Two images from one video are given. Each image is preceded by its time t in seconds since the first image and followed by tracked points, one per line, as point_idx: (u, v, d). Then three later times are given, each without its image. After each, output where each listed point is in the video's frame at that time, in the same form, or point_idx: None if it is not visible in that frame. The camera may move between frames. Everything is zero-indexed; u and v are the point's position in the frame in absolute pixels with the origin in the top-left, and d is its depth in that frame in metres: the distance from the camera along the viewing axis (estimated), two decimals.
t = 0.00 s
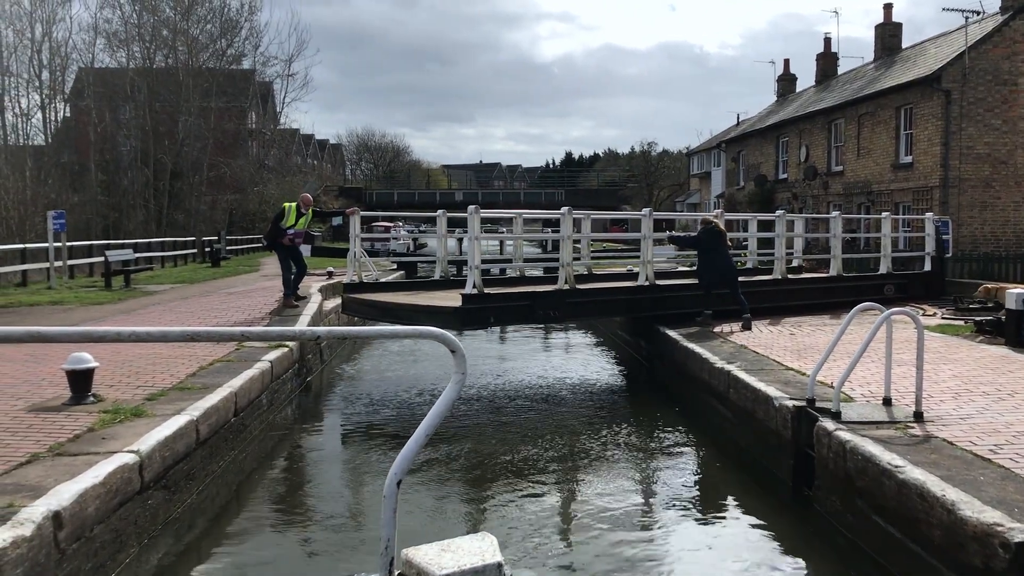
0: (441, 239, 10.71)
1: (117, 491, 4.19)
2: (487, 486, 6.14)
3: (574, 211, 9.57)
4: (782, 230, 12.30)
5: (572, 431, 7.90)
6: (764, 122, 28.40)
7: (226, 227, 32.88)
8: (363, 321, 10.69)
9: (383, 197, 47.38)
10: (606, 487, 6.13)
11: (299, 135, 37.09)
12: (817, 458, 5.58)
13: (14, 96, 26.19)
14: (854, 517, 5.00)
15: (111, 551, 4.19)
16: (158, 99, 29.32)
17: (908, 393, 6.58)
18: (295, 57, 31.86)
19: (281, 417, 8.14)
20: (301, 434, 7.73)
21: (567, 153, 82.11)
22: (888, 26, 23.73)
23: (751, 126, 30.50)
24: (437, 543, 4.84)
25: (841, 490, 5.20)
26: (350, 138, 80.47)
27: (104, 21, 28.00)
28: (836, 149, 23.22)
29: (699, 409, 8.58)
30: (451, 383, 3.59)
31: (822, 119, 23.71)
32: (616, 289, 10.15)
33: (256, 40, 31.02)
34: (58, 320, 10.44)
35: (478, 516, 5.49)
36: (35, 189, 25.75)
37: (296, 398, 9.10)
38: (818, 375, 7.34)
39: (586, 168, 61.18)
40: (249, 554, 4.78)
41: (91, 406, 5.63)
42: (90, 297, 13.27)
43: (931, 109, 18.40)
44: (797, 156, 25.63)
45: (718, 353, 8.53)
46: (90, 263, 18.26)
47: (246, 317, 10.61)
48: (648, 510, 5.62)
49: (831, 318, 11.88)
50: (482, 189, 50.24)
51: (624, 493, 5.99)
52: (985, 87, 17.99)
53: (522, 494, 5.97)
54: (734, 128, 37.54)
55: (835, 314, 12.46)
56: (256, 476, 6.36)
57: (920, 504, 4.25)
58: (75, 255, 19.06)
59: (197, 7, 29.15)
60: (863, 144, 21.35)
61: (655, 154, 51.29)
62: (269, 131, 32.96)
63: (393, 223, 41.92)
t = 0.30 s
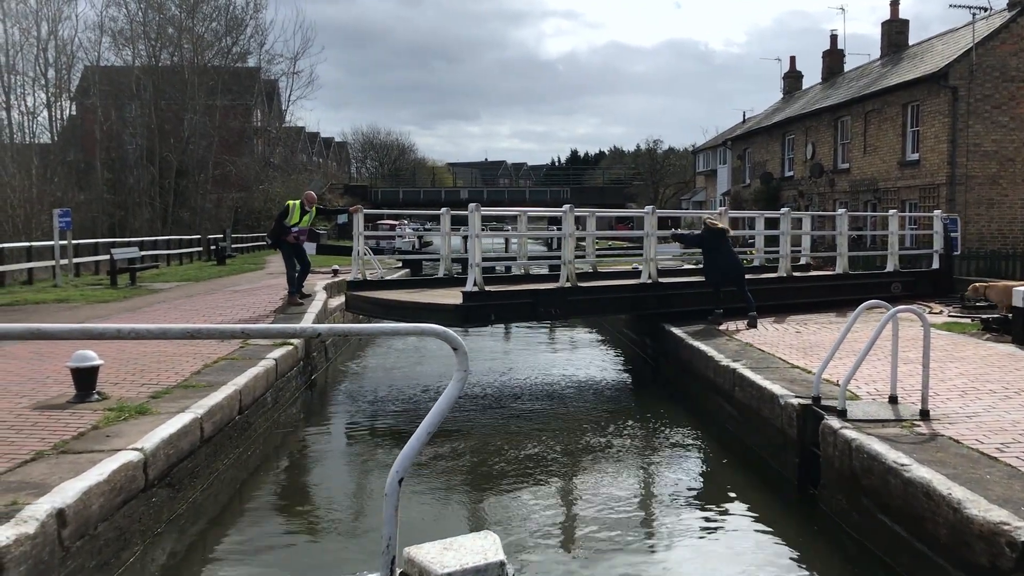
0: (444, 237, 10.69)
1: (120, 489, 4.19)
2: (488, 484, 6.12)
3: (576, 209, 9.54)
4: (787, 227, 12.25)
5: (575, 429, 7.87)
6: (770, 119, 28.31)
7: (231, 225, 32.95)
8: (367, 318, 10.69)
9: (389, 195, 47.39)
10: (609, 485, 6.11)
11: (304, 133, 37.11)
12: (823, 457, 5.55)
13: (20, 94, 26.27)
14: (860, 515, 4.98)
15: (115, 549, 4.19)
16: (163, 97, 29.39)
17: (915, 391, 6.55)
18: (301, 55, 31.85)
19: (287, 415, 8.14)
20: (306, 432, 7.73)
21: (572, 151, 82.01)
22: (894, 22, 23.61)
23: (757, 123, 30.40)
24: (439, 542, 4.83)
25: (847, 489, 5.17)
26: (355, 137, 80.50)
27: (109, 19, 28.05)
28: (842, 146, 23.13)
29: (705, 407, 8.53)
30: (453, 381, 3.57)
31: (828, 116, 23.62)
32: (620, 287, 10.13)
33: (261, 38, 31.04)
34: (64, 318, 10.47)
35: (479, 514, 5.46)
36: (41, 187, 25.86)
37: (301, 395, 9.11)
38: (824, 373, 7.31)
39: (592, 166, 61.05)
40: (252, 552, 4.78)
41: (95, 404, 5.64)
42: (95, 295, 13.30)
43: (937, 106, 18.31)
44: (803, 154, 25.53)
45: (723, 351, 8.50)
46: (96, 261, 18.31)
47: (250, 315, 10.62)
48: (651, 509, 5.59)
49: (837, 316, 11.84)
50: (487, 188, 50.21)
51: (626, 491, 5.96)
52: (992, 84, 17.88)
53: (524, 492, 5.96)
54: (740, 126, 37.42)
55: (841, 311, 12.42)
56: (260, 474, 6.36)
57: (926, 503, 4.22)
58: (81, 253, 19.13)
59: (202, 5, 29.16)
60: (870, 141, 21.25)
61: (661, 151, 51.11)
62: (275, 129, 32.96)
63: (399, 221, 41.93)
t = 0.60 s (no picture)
0: (446, 234, 10.67)
1: (123, 485, 4.19)
2: (489, 481, 6.12)
3: (576, 205, 9.52)
4: (790, 224, 12.22)
5: (577, 426, 7.85)
6: (775, 116, 28.25)
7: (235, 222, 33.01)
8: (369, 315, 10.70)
9: (393, 191, 47.42)
10: (610, 482, 6.11)
11: (308, 130, 37.11)
12: (827, 455, 5.53)
13: (25, 91, 26.31)
14: (864, 513, 4.95)
15: (118, 546, 4.19)
16: (168, 94, 29.41)
17: (919, 388, 6.52)
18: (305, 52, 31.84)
19: (290, 411, 8.15)
20: (309, 428, 7.73)
21: (576, 147, 81.88)
22: (899, 19, 23.52)
23: (761, 120, 30.34)
24: (440, 539, 4.83)
25: (850, 487, 5.15)
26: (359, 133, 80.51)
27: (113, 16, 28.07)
28: (847, 143, 23.06)
29: (707, 404, 8.51)
30: (454, 378, 3.55)
31: (833, 113, 23.55)
32: (621, 283, 10.11)
33: (265, 34, 31.03)
34: (67, 314, 10.49)
35: (479, 511, 5.47)
36: (45, 184, 25.92)
37: (305, 392, 9.11)
38: (828, 370, 7.28)
39: (596, 164, 61.03)
40: (255, 549, 4.79)
41: (98, 400, 5.65)
42: (99, 292, 13.31)
43: (942, 102, 18.23)
44: (807, 151, 25.46)
45: (727, 348, 8.49)
46: (100, 258, 18.33)
47: (253, 311, 10.63)
48: (653, 506, 5.58)
49: (841, 313, 11.81)
50: (491, 184, 50.19)
51: (627, 489, 5.95)
52: (997, 81, 17.80)
53: (524, 489, 5.96)
54: (744, 123, 37.34)
55: (845, 309, 12.38)
56: (263, 471, 6.37)
57: (930, 500, 4.20)
58: (86, 249, 19.17)
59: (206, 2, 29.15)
60: (874, 138, 21.18)
61: (665, 148, 50.90)
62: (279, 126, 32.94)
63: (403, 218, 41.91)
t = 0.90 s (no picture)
0: (448, 231, 10.65)
1: (125, 482, 4.20)
2: (488, 478, 6.10)
3: (575, 202, 9.50)
4: (793, 221, 12.20)
5: (579, 423, 7.84)
6: (779, 113, 28.18)
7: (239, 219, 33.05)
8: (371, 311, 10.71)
9: (396, 188, 47.44)
10: (611, 479, 6.09)
11: (312, 127, 37.11)
12: (829, 452, 5.52)
13: (29, 87, 26.32)
14: (867, 511, 4.94)
15: (119, 542, 4.19)
16: (171, 91, 29.41)
17: (922, 385, 6.51)
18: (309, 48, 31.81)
19: (293, 407, 8.15)
20: (311, 425, 7.73)
21: (580, 144, 81.83)
22: (904, 15, 23.43)
23: (765, 116, 30.27)
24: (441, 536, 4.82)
25: (853, 484, 5.13)
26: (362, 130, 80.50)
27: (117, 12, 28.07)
28: (851, 140, 23.00)
29: (710, 401, 8.49)
30: (454, 376, 3.52)
31: (837, 110, 23.49)
32: (623, 280, 10.10)
33: (268, 31, 31.01)
34: (71, 310, 10.51)
35: (478, 508, 5.45)
36: (49, 180, 25.95)
37: (308, 388, 9.12)
38: (831, 367, 7.27)
39: (599, 160, 60.99)
40: (257, 545, 4.79)
41: (101, 396, 5.65)
42: (103, 288, 13.32)
43: (947, 99, 18.17)
44: (811, 148, 25.40)
45: (730, 345, 8.47)
46: (104, 254, 18.36)
47: (256, 308, 10.64)
48: (652, 503, 5.58)
49: (844, 310, 11.78)
50: (495, 181, 50.17)
51: (627, 485, 5.94)
52: (1002, 78, 17.72)
53: (524, 486, 5.94)
54: (749, 120, 37.27)
55: (848, 306, 12.36)
56: (266, 468, 6.37)
57: (934, 498, 4.19)
58: (89, 246, 19.20)
59: None
60: (878, 135, 21.12)
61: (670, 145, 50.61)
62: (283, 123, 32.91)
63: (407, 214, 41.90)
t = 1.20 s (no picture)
0: (449, 228, 10.65)
1: (126, 478, 4.19)
2: (487, 475, 6.09)
3: (573, 198, 9.50)
4: (794, 218, 12.17)
5: (579, 419, 7.84)
6: (782, 109, 28.10)
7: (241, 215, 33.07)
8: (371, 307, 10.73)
9: (399, 184, 47.41)
10: (610, 477, 6.08)
11: (314, 123, 37.08)
12: (831, 449, 5.50)
13: (31, 84, 26.29)
14: (868, 509, 4.93)
15: (120, 539, 4.19)
16: (174, 87, 29.41)
17: (925, 382, 6.49)
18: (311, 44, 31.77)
19: (295, 404, 8.15)
20: (313, 422, 7.74)
21: (582, 141, 81.74)
22: (908, 11, 23.34)
23: (768, 113, 30.20)
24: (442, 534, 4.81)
25: (855, 482, 5.13)
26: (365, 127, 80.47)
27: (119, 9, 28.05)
28: (853, 137, 22.95)
29: (712, 398, 8.48)
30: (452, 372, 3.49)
31: (839, 106, 23.43)
32: (621, 277, 10.10)
33: (271, 27, 30.98)
34: (72, 306, 10.51)
35: (476, 506, 5.44)
36: (52, 176, 25.94)
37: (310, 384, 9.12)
38: (833, 364, 7.26)
39: (602, 157, 60.89)
40: (259, 542, 4.78)
41: (102, 393, 5.66)
42: (105, 284, 13.31)
43: (950, 96, 18.11)
44: (814, 144, 25.34)
45: (731, 342, 8.46)
46: (106, 250, 18.36)
47: (258, 304, 10.64)
48: (651, 499, 5.57)
49: (847, 307, 11.76)
50: (497, 178, 50.13)
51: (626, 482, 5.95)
52: (1007, 74, 17.65)
53: (522, 483, 5.93)
54: (751, 116, 37.19)
55: (851, 302, 12.33)
56: (268, 465, 6.37)
57: (936, 495, 4.17)
58: (91, 242, 19.19)
59: None
60: (881, 132, 21.06)
61: (673, 142, 50.54)
62: (285, 119, 32.89)
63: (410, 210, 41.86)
